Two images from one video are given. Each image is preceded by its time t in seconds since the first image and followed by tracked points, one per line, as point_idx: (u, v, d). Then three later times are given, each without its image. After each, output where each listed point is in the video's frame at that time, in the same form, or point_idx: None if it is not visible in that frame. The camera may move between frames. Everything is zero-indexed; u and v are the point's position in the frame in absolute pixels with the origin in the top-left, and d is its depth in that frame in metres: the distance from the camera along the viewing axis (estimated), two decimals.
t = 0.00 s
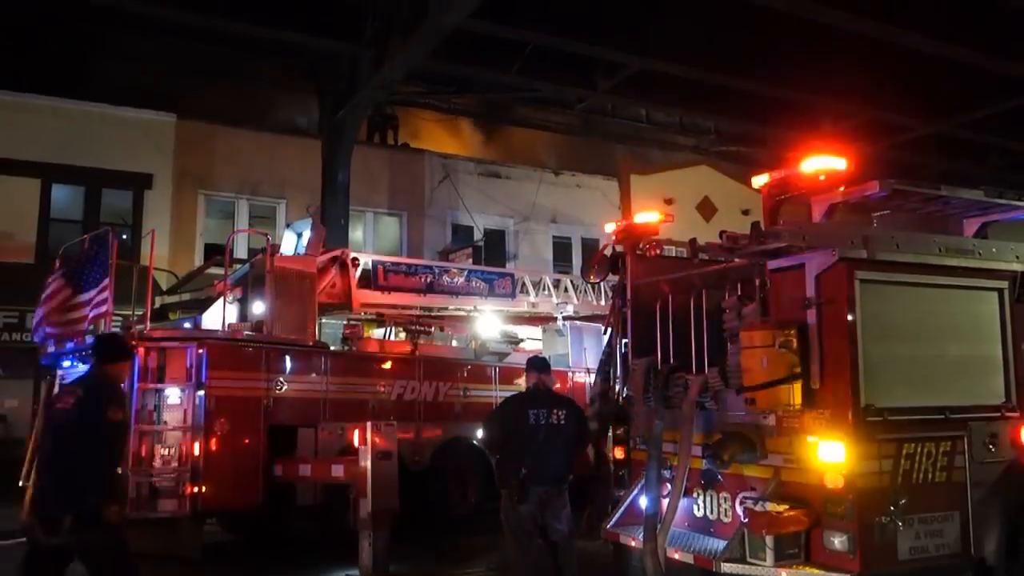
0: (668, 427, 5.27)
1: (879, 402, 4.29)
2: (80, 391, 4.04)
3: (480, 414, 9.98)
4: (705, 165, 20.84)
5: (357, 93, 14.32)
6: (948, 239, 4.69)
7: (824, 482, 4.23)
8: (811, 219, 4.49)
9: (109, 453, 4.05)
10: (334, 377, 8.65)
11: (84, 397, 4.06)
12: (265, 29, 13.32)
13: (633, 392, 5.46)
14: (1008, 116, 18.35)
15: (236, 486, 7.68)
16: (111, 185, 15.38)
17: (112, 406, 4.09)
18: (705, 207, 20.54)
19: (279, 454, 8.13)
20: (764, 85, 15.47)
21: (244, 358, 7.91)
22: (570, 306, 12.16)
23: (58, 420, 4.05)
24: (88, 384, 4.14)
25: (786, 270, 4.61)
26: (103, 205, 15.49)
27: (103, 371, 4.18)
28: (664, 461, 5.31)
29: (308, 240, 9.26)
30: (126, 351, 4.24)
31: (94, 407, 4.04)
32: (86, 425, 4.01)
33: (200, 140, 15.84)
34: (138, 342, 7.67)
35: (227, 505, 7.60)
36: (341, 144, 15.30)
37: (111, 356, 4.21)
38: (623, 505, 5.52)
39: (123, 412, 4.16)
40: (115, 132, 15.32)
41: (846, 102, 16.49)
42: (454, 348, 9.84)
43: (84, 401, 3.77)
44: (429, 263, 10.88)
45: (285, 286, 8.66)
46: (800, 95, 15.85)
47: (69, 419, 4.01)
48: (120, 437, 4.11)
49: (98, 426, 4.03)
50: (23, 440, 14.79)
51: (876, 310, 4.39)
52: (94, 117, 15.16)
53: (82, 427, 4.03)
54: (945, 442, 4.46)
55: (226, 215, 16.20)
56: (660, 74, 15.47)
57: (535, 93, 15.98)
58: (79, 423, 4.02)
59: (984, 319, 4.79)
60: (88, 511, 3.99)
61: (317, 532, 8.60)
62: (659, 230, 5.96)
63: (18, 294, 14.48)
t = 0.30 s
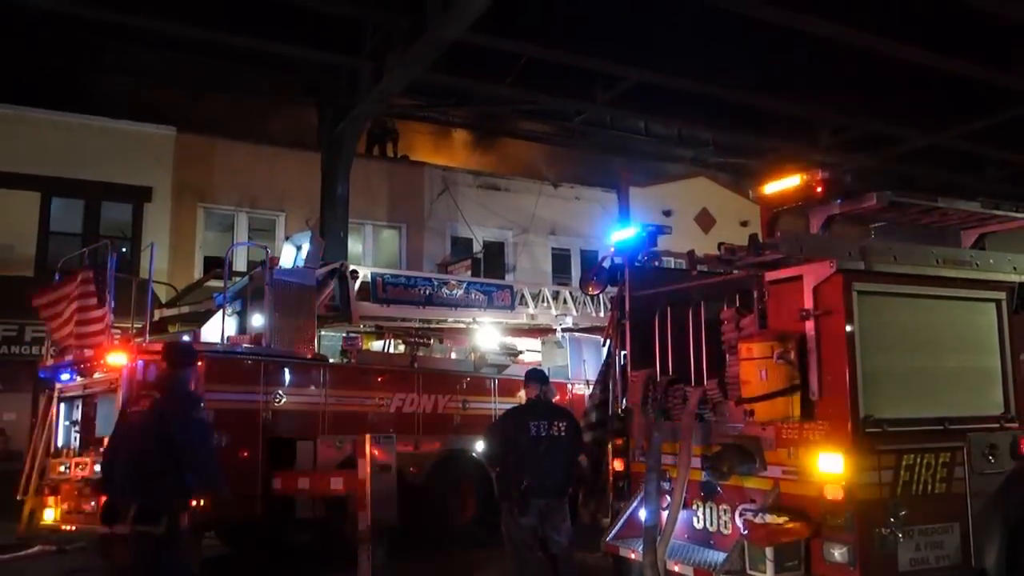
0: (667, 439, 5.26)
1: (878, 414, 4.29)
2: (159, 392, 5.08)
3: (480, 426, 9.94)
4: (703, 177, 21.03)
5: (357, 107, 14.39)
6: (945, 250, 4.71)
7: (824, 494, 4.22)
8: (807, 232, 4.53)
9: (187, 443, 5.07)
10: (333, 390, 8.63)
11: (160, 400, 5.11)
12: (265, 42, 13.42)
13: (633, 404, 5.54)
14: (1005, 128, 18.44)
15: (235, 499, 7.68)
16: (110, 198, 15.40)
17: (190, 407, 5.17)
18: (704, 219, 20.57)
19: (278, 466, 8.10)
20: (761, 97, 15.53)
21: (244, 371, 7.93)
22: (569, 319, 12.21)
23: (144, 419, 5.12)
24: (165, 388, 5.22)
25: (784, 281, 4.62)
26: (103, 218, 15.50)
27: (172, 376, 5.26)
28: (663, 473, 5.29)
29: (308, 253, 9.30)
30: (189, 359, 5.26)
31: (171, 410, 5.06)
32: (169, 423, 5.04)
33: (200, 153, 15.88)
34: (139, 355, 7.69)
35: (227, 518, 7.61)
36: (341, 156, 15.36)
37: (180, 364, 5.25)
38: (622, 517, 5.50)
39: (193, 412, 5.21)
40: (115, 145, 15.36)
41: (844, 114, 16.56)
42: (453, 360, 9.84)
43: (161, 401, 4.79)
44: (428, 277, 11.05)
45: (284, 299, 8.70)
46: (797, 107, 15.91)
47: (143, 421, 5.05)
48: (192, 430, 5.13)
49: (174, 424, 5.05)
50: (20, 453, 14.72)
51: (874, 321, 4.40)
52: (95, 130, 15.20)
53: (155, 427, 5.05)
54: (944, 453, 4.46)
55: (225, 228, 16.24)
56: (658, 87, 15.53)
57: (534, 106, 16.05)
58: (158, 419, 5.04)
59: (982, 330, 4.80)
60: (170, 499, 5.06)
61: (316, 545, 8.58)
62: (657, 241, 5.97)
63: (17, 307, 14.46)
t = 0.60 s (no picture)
0: (669, 447, 5.26)
1: (880, 422, 4.28)
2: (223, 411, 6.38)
3: (482, 435, 9.94)
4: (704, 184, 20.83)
5: (357, 116, 14.43)
6: (948, 257, 4.70)
7: (827, 503, 4.19)
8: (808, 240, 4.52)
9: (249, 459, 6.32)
10: (335, 399, 8.59)
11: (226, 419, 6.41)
12: (265, 53, 13.46)
13: (634, 413, 5.48)
14: (1005, 134, 18.44)
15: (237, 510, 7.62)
16: (111, 208, 15.42)
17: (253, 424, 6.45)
18: (705, 226, 20.55)
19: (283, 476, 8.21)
20: (761, 104, 15.54)
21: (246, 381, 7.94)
22: (570, 326, 12.10)
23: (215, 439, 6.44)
24: (230, 409, 6.49)
25: (786, 289, 4.60)
26: (104, 228, 15.47)
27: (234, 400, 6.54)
28: (665, 482, 5.27)
29: (308, 261, 9.31)
30: (254, 385, 6.53)
31: (235, 434, 6.35)
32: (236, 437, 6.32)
33: (200, 162, 15.92)
34: (139, 364, 7.69)
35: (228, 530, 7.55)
36: (341, 166, 15.38)
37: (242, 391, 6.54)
38: (625, 525, 5.48)
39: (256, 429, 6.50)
40: (117, 156, 15.39)
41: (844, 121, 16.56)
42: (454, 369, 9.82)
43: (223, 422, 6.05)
44: (429, 284, 10.92)
45: (285, 307, 8.71)
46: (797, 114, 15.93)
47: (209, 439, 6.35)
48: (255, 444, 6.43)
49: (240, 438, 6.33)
50: (21, 464, 14.68)
51: (876, 330, 4.39)
52: (96, 140, 15.23)
53: (222, 441, 6.35)
54: (947, 461, 4.44)
55: (226, 237, 16.27)
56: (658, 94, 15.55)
57: (534, 115, 16.08)
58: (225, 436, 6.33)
59: (983, 337, 4.79)
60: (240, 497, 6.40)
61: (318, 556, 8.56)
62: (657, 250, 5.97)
63: (18, 316, 14.46)
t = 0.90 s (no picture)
0: (674, 457, 5.25)
1: (885, 432, 4.26)
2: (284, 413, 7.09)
3: (486, 444, 9.93)
4: (705, 194, 21.01)
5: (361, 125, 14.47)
6: (952, 267, 4.69)
7: (832, 514, 4.17)
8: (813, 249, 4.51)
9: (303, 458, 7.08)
10: (338, 408, 8.60)
11: (289, 422, 7.12)
12: (269, 63, 13.51)
13: (638, 422, 5.46)
14: (1008, 142, 18.43)
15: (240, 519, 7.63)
16: (115, 217, 15.45)
17: (308, 424, 7.19)
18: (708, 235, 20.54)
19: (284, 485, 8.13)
20: (764, 113, 15.57)
21: (249, 390, 7.93)
22: (574, 335, 12.16)
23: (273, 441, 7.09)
24: (291, 411, 7.18)
25: (791, 298, 4.60)
26: (108, 237, 15.53)
27: (294, 404, 7.23)
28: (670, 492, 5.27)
29: (312, 271, 9.30)
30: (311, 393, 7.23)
31: (292, 436, 7.07)
32: (295, 436, 7.06)
33: (204, 172, 15.98)
34: (142, 374, 7.68)
35: (234, 540, 7.57)
36: (344, 176, 15.43)
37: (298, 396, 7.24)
38: (630, 535, 5.48)
39: (310, 429, 7.22)
40: (121, 165, 15.44)
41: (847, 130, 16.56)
42: (458, 379, 9.79)
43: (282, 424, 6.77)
44: (433, 293, 10.91)
45: (288, 317, 8.68)
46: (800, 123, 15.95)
47: (272, 440, 7.05)
48: (311, 443, 7.20)
49: (301, 437, 7.07)
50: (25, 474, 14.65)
51: (880, 339, 4.38)
52: (100, 150, 15.29)
53: (284, 441, 7.05)
54: (952, 471, 4.43)
55: (230, 246, 16.29)
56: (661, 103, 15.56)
57: (537, 124, 16.11)
58: (283, 438, 7.05)
59: (988, 346, 4.78)
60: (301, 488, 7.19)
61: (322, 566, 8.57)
62: (662, 259, 5.83)
63: (23, 326, 14.49)
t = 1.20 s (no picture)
0: (680, 466, 5.24)
1: (893, 441, 4.23)
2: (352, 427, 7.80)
3: (492, 452, 9.91)
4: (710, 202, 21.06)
5: (367, 134, 14.53)
6: (959, 275, 4.70)
7: (839, 523, 4.14)
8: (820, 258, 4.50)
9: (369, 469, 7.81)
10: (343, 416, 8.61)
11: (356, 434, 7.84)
12: (275, 71, 13.57)
13: (645, 430, 5.47)
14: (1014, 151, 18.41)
15: (246, 525, 7.65)
16: (122, 225, 15.49)
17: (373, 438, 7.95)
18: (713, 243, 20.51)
19: (288, 492, 8.11)
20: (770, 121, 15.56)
21: (255, 397, 7.94)
22: (579, 344, 12.19)
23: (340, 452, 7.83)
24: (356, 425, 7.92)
25: (798, 306, 4.58)
26: (115, 244, 15.58)
27: (359, 418, 8.00)
28: (676, 500, 5.25)
29: (318, 278, 9.34)
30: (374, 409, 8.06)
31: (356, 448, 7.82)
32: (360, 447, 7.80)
33: (212, 181, 16.09)
34: (151, 381, 7.65)
35: (239, 548, 7.56)
36: (348, 186, 15.40)
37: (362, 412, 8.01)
38: (635, 544, 5.42)
39: (375, 443, 7.95)
40: (128, 173, 15.51)
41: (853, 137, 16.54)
42: (463, 386, 9.80)
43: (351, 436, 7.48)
44: (438, 301, 11.16)
45: (295, 324, 8.74)
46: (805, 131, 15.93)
47: (341, 450, 7.72)
48: (376, 455, 7.90)
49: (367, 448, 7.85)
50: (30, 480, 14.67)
51: (888, 347, 4.36)
52: (107, 157, 15.36)
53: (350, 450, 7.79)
54: (960, 481, 4.40)
55: (236, 253, 16.35)
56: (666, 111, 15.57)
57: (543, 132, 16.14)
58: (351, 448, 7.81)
59: (996, 355, 4.76)
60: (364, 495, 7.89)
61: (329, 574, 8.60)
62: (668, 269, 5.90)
63: (30, 333, 14.56)
